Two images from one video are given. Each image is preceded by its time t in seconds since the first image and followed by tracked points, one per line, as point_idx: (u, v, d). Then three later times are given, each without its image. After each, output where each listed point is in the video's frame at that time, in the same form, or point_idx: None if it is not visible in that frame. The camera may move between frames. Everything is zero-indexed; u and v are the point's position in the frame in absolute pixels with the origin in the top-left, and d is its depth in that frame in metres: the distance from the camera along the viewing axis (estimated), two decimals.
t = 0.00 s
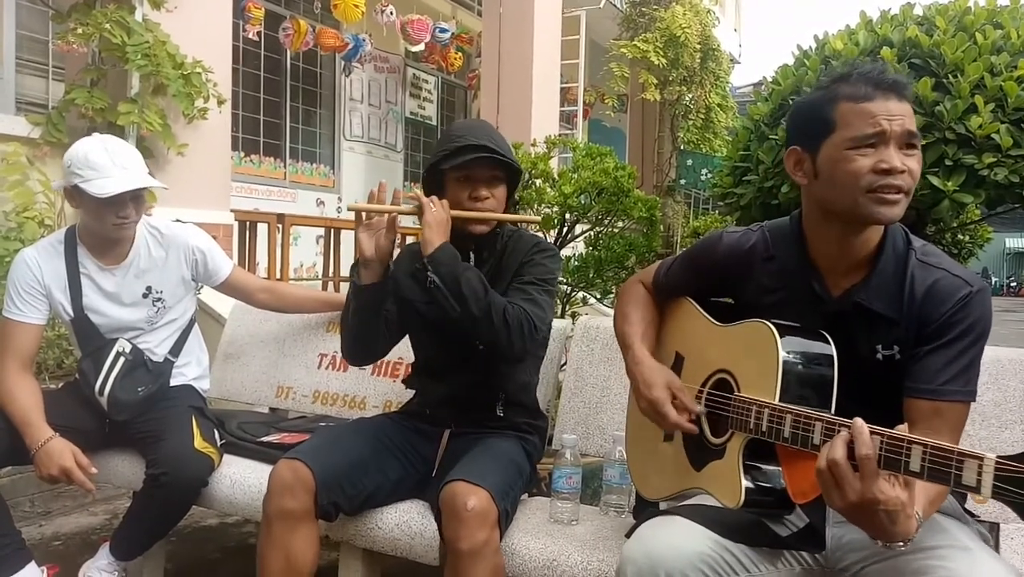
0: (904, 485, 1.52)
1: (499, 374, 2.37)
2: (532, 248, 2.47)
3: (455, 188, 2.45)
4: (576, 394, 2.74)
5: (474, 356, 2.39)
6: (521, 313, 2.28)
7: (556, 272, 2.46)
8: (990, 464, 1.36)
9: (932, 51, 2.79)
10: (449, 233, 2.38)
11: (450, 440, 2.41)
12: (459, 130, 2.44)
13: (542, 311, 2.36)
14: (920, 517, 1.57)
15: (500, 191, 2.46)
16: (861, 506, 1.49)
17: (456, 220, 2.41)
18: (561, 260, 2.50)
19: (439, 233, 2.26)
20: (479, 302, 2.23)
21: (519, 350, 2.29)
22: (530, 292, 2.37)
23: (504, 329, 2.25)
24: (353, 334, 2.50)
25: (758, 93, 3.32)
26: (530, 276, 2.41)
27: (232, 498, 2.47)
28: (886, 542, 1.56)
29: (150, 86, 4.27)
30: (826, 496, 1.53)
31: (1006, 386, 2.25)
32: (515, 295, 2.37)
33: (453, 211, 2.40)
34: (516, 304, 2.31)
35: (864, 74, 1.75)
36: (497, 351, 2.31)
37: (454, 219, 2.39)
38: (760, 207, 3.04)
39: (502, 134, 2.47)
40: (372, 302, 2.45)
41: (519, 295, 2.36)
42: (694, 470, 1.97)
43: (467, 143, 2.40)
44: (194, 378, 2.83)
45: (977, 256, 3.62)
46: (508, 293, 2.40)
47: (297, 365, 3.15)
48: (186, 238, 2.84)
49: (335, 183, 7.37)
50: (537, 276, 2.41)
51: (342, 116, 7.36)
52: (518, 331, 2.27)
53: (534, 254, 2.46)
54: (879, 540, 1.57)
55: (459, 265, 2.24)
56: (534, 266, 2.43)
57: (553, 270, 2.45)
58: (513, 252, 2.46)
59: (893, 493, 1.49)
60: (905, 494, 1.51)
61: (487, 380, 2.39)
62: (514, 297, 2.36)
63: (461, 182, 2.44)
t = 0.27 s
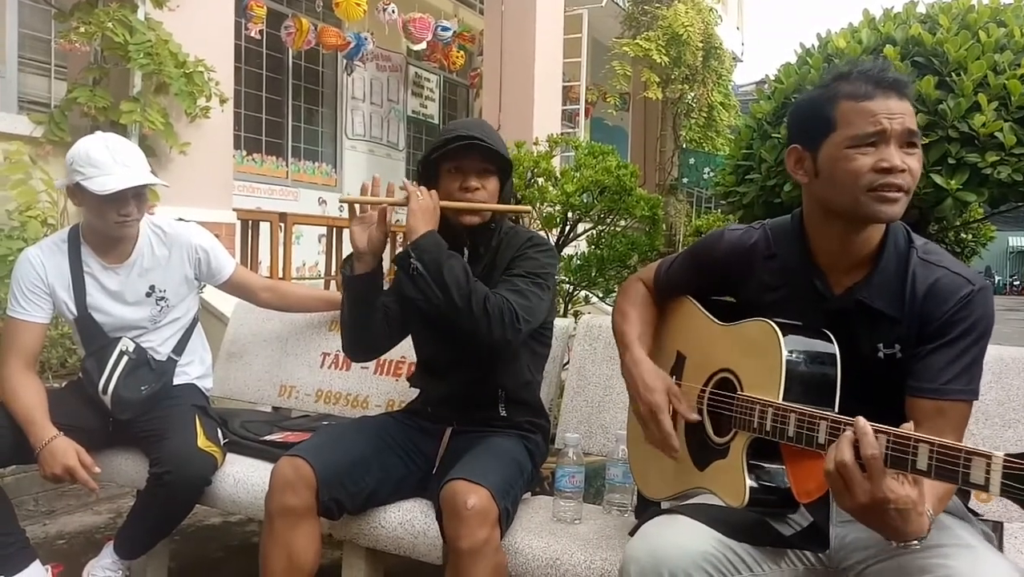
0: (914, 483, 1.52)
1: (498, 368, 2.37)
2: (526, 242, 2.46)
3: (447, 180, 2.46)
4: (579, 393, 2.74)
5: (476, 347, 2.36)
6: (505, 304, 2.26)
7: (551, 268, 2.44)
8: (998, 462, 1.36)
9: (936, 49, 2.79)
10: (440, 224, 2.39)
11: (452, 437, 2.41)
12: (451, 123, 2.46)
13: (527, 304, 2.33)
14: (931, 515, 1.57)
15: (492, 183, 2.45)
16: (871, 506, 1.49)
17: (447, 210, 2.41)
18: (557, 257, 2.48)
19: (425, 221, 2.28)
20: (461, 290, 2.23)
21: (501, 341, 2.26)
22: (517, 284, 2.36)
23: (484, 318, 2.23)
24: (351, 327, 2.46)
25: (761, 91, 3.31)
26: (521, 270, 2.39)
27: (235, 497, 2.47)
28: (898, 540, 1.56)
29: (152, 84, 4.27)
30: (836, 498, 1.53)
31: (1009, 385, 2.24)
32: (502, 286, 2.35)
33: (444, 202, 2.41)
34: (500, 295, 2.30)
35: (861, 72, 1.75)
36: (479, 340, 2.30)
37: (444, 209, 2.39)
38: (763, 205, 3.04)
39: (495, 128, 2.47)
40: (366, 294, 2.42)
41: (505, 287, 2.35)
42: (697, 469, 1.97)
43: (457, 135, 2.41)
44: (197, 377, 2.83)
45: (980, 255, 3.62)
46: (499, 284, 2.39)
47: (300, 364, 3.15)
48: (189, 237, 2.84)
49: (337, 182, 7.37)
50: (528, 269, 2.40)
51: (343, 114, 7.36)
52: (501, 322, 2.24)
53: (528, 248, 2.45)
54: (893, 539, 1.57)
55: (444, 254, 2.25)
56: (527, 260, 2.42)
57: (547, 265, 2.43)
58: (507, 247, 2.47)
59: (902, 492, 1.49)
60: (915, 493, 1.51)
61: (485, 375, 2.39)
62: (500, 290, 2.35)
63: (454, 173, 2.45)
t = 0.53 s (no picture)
0: (913, 481, 1.52)
1: (502, 370, 2.38)
2: (530, 247, 2.46)
3: (448, 186, 2.45)
4: (581, 394, 2.74)
5: (478, 348, 2.37)
6: (518, 312, 2.27)
7: (556, 272, 2.45)
8: (1000, 459, 1.36)
9: (938, 49, 2.79)
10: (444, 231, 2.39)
11: (455, 438, 2.40)
12: (446, 131, 2.45)
13: (539, 310, 2.34)
14: (930, 512, 1.57)
15: (491, 186, 2.47)
16: (870, 503, 1.49)
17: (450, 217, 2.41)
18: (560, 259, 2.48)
19: (432, 230, 2.28)
20: (475, 299, 2.23)
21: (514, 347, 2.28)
22: (527, 290, 2.36)
23: (500, 327, 2.24)
24: (357, 331, 2.48)
25: (762, 92, 3.31)
26: (528, 275, 2.39)
27: (238, 498, 2.48)
28: (894, 537, 1.56)
29: (155, 87, 4.28)
30: (835, 494, 1.53)
31: (1012, 385, 2.24)
32: (512, 293, 2.35)
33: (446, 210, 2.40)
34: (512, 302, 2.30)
35: (847, 85, 1.71)
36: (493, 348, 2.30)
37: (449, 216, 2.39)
38: (765, 206, 3.04)
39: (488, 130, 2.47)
40: (372, 305, 2.46)
41: (515, 293, 2.35)
42: (698, 471, 1.98)
43: (454, 141, 2.40)
44: (200, 378, 2.84)
45: (982, 255, 3.62)
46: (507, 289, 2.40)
47: (303, 365, 3.15)
48: (192, 239, 2.85)
49: (339, 184, 7.37)
50: (535, 274, 2.40)
51: (345, 116, 7.37)
52: (515, 329, 2.26)
53: (533, 254, 2.45)
54: (888, 536, 1.57)
55: (455, 262, 2.24)
56: (532, 265, 2.42)
57: (552, 269, 2.43)
58: (511, 251, 2.47)
59: (902, 489, 1.48)
60: (914, 491, 1.51)
61: (489, 377, 2.39)
62: (511, 296, 2.35)
63: (454, 179, 2.45)
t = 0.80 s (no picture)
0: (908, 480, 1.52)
1: (508, 365, 2.41)
2: (541, 241, 2.49)
3: (473, 177, 2.44)
4: (581, 392, 2.74)
5: (483, 351, 2.40)
6: (548, 303, 2.30)
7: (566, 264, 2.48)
8: (993, 457, 1.37)
9: (938, 47, 2.78)
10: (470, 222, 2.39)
11: (455, 440, 2.39)
12: (474, 121, 2.45)
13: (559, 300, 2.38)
14: (925, 511, 1.57)
15: (512, 182, 2.48)
16: (863, 500, 1.49)
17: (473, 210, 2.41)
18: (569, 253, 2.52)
19: (466, 218, 2.27)
20: (512, 288, 2.24)
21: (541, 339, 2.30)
22: (547, 282, 2.39)
23: (534, 317, 2.26)
24: (364, 328, 2.50)
25: (763, 91, 3.31)
26: (544, 267, 2.42)
27: (238, 497, 2.48)
28: (888, 535, 1.56)
29: (156, 86, 4.28)
30: (830, 491, 1.54)
31: (1011, 384, 2.24)
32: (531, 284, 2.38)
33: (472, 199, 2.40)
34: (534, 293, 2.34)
35: (832, 95, 1.71)
36: (520, 340, 2.32)
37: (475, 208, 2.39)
38: (765, 205, 3.04)
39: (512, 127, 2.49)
40: (384, 295, 2.46)
41: (538, 285, 2.37)
42: (697, 469, 1.98)
43: (482, 133, 2.41)
44: (200, 377, 2.84)
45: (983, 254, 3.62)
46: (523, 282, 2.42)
47: (303, 364, 3.16)
48: (193, 238, 2.85)
49: (340, 182, 7.37)
50: (551, 266, 2.43)
51: (346, 115, 7.37)
52: (549, 321, 2.29)
53: (544, 246, 2.48)
54: (883, 534, 1.57)
55: (490, 254, 2.25)
56: (545, 257, 2.45)
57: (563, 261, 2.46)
58: (521, 245, 2.48)
59: (896, 487, 1.49)
60: (909, 489, 1.50)
61: (496, 371, 2.41)
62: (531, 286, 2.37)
63: (479, 171, 2.44)
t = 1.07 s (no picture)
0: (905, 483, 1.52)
1: (503, 368, 2.39)
2: (533, 243, 2.47)
3: (457, 181, 2.44)
4: (578, 392, 2.74)
5: (475, 355, 2.40)
6: (533, 311, 2.28)
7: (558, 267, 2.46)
8: (995, 463, 1.37)
9: (934, 46, 2.79)
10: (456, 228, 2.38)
11: (454, 438, 2.39)
12: (456, 126, 2.44)
13: (549, 305, 2.35)
14: (922, 511, 1.57)
15: (500, 183, 2.46)
16: (861, 503, 1.49)
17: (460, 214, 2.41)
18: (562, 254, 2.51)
19: (448, 227, 2.26)
20: (494, 296, 2.23)
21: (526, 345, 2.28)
22: (536, 287, 2.37)
23: (517, 325, 2.25)
24: (357, 330, 2.50)
25: (760, 89, 3.31)
26: (534, 271, 2.40)
27: (235, 498, 2.48)
28: (885, 537, 1.56)
29: (152, 86, 4.27)
30: (827, 493, 1.54)
31: (1009, 382, 2.24)
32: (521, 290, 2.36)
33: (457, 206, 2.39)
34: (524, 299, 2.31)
35: (831, 88, 1.71)
36: (507, 346, 2.31)
37: (460, 213, 2.39)
38: (762, 204, 3.04)
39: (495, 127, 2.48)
40: (375, 302, 2.47)
41: (526, 291, 2.36)
42: (696, 468, 1.97)
43: (463, 137, 2.40)
44: (197, 378, 2.83)
45: (980, 252, 3.62)
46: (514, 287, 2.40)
47: (300, 365, 3.15)
48: (189, 239, 2.84)
49: (337, 183, 7.37)
50: (541, 270, 2.41)
51: (343, 115, 7.36)
52: (532, 328, 2.27)
53: (535, 249, 2.46)
54: (878, 535, 1.56)
55: (473, 262, 2.24)
56: (536, 261, 2.43)
57: (555, 264, 2.45)
58: (513, 247, 2.47)
59: (893, 490, 1.49)
60: (906, 492, 1.50)
61: (492, 374, 2.39)
62: (522, 292, 2.35)
63: (464, 175, 2.44)
